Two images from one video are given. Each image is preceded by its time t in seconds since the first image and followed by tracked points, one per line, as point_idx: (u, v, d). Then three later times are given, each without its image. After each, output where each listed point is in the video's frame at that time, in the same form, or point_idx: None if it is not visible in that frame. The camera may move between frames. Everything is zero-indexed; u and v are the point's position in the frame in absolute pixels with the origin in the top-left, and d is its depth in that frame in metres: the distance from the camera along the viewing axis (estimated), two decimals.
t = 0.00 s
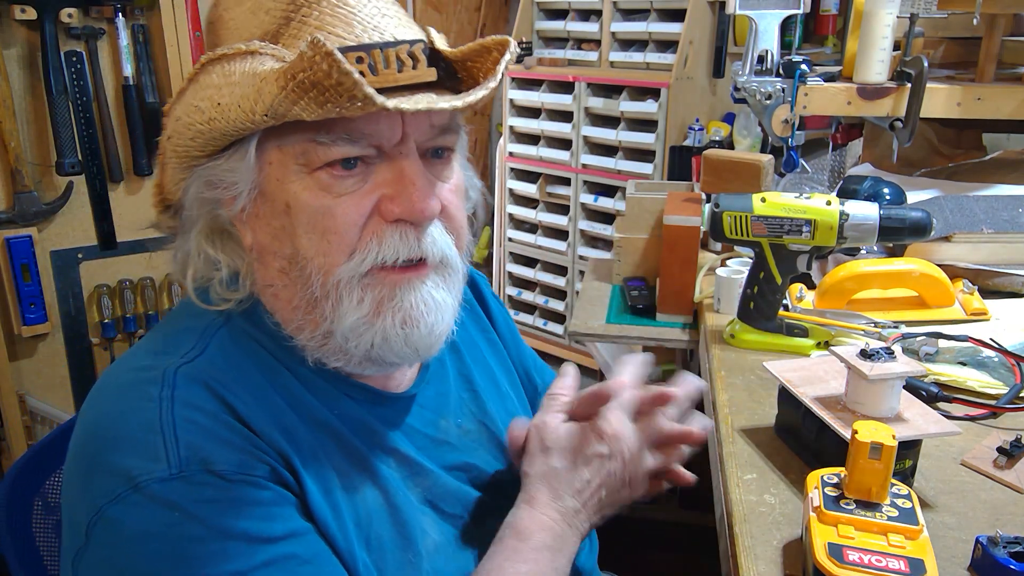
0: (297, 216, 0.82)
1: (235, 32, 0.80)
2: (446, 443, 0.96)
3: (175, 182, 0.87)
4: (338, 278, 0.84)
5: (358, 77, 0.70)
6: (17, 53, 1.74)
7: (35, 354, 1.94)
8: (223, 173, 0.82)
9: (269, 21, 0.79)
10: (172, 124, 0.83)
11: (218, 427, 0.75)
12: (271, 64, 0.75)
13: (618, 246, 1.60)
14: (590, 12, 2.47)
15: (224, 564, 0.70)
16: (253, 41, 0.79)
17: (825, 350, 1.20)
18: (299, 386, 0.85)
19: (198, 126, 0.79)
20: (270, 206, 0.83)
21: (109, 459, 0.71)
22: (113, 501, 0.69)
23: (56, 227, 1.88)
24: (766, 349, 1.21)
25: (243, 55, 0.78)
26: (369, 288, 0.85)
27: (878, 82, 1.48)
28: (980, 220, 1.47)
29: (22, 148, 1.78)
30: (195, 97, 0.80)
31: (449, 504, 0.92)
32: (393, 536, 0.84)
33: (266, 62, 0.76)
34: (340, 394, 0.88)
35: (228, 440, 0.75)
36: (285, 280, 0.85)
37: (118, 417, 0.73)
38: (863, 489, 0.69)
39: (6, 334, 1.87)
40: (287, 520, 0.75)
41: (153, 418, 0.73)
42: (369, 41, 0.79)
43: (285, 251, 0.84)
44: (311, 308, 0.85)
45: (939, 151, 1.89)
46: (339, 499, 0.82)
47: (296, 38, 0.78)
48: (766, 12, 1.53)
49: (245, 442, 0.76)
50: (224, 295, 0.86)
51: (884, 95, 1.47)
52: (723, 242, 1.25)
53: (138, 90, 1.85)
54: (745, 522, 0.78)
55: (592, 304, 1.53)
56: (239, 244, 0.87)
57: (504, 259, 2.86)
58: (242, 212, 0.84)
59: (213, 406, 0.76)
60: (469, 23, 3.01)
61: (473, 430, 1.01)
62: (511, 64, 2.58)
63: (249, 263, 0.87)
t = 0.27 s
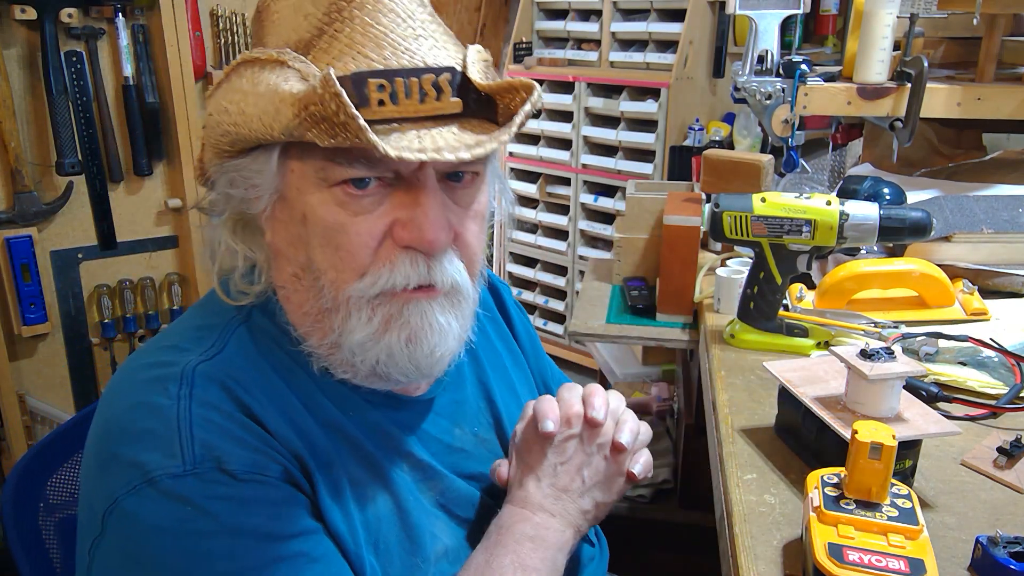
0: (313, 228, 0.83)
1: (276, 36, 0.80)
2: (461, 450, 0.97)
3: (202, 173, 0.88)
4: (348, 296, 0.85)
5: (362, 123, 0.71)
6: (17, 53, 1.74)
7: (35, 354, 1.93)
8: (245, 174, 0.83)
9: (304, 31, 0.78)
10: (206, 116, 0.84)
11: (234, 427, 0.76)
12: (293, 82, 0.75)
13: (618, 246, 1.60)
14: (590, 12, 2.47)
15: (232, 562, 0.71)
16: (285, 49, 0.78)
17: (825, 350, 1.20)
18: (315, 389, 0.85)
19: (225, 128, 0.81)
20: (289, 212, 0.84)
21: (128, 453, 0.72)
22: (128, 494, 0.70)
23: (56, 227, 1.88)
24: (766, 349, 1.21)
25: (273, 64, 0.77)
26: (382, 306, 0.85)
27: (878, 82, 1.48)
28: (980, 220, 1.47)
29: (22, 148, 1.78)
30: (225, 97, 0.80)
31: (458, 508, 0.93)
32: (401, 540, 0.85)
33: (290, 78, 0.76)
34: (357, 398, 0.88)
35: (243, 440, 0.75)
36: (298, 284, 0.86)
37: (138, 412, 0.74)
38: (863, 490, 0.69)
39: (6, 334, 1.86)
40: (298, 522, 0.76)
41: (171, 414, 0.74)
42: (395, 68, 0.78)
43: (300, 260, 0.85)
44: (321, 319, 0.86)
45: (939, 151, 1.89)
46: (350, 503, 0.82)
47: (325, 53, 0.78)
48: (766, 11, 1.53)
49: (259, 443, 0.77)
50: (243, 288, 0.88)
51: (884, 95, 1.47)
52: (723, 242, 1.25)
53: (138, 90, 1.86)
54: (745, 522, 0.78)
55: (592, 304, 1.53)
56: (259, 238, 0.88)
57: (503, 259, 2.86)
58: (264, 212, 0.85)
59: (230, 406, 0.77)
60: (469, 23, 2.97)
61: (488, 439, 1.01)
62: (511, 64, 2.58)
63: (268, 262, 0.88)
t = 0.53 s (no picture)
0: (325, 233, 0.82)
1: (301, 40, 0.80)
2: (472, 453, 0.96)
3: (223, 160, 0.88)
4: (356, 300, 0.83)
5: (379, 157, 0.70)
6: (17, 53, 1.74)
7: (35, 354, 1.93)
8: (262, 173, 0.84)
9: (329, 40, 0.78)
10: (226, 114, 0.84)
11: (240, 423, 0.76)
12: (312, 97, 0.74)
13: (618, 246, 1.60)
14: (590, 12, 2.47)
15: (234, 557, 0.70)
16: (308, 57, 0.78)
17: (825, 350, 1.20)
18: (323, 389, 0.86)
19: (245, 130, 0.81)
20: (303, 216, 0.83)
21: (137, 445, 0.73)
22: (135, 486, 0.71)
23: (56, 227, 1.88)
24: (766, 349, 1.21)
25: (294, 72, 0.77)
26: (388, 316, 0.84)
27: (878, 82, 1.48)
28: (980, 220, 1.47)
29: (22, 148, 1.78)
30: (247, 97, 0.80)
31: (461, 509, 0.93)
32: (404, 541, 0.85)
33: (310, 92, 0.75)
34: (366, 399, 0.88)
35: (250, 436, 0.76)
36: (308, 286, 0.86)
37: (148, 407, 0.75)
38: (863, 490, 0.69)
39: (6, 333, 1.86)
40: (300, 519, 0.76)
41: (180, 409, 0.74)
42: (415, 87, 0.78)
43: (310, 263, 0.85)
44: (328, 325, 0.85)
45: (939, 151, 1.89)
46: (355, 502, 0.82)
47: (348, 64, 0.78)
48: (766, 11, 1.53)
49: (266, 439, 0.77)
50: (256, 285, 0.89)
51: (884, 95, 1.47)
52: (723, 242, 1.25)
53: (139, 90, 1.86)
54: (745, 522, 0.78)
55: (592, 304, 1.53)
56: (274, 234, 0.88)
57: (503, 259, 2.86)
58: (279, 213, 0.85)
59: (238, 402, 0.78)
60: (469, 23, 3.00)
61: (498, 443, 1.01)
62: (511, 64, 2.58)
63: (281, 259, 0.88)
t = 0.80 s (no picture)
0: (335, 235, 0.82)
1: (316, 43, 0.80)
2: (468, 450, 0.97)
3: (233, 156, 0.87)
4: (363, 307, 0.84)
5: (401, 163, 0.70)
6: (17, 53, 1.74)
7: (35, 354, 1.93)
8: (275, 175, 0.84)
9: (345, 44, 0.78)
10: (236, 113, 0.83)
11: (244, 419, 0.76)
12: (331, 101, 0.74)
13: (618, 246, 1.60)
14: (589, 12, 2.47)
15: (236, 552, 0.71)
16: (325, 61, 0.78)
17: (825, 350, 1.20)
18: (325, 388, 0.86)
19: (258, 130, 0.80)
20: (312, 217, 0.83)
21: (140, 441, 0.73)
22: (138, 480, 0.70)
23: (56, 227, 1.88)
24: (766, 349, 1.21)
25: (311, 75, 0.77)
26: (393, 323, 0.85)
27: (878, 82, 1.48)
28: (980, 220, 1.47)
29: (22, 148, 1.78)
30: (259, 97, 0.80)
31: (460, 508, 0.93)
32: (404, 537, 0.85)
33: (328, 94, 0.75)
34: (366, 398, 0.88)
35: (253, 432, 0.76)
36: (315, 288, 0.86)
37: (151, 403, 0.75)
38: (863, 490, 0.69)
39: (6, 333, 1.86)
40: (302, 514, 0.75)
41: (185, 404, 0.74)
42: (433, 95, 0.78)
43: (319, 264, 0.85)
44: (333, 324, 0.85)
45: (939, 151, 1.89)
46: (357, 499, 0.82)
47: (365, 70, 0.78)
48: (766, 11, 1.53)
49: (269, 435, 0.77)
50: (258, 284, 0.89)
51: (884, 95, 1.47)
52: (723, 242, 1.25)
53: (138, 90, 1.86)
54: (745, 522, 0.78)
55: (592, 304, 1.53)
56: (279, 234, 0.88)
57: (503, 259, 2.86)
58: (286, 214, 0.85)
59: (241, 399, 0.78)
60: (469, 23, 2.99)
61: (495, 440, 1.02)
62: (511, 63, 2.58)
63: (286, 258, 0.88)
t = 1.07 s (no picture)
0: (332, 225, 0.81)
1: (300, 40, 0.79)
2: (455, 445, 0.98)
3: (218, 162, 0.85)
4: (358, 294, 0.83)
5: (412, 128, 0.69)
6: (17, 53, 1.74)
7: (35, 355, 1.93)
8: (263, 172, 0.81)
9: (333, 39, 0.77)
10: (222, 114, 0.81)
11: (233, 416, 0.76)
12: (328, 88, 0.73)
13: (618, 246, 1.60)
14: (590, 12, 2.47)
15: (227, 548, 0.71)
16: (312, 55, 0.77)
17: (825, 350, 1.20)
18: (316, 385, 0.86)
19: (247, 128, 0.78)
20: (307, 211, 0.82)
21: (129, 439, 0.73)
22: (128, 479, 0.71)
23: (56, 227, 1.88)
24: (766, 349, 1.21)
25: (299, 68, 0.75)
26: (389, 308, 0.85)
27: (878, 83, 1.48)
28: (980, 220, 1.47)
29: (23, 148, 1.78)
30: (247, 96, 0.78)
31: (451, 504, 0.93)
32: (394, 534, 0.85)
33: (323, 83, 0.74)
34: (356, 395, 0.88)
35: (243, 430, 0.76)
36: (309, 281, 0.85)
37: (141, 402, 0.75)
38: (863, 490, 0.69)
39: (6, 334, 1.86)
40: (292, 510, 0.76)
41: (174, 403, 0.74)
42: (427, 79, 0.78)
43: (313, 257, 0.83)
44: (330, 315, 0.85)
45: (939, 151, 1.89)
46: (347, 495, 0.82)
47: (356, 61, 0.76)
48: (766, 12, 1.53)
49: (259, 432, 0.77)
50: (248, 285, 0.88)
51: (884, 95, 1.47)
52: (723, 242, 1.25)
53: (138, 90, 1.86)
54: (745, 522, 0.78)
55: (592, 304, 1.53)
56: (270, 238, 0.87)
57: (504, 259, 2.86)
58: (279, 211, 0.83)
59: (231, 396, 0.78)
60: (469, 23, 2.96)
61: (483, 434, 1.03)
62: (511, 63, 2.58)
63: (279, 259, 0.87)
